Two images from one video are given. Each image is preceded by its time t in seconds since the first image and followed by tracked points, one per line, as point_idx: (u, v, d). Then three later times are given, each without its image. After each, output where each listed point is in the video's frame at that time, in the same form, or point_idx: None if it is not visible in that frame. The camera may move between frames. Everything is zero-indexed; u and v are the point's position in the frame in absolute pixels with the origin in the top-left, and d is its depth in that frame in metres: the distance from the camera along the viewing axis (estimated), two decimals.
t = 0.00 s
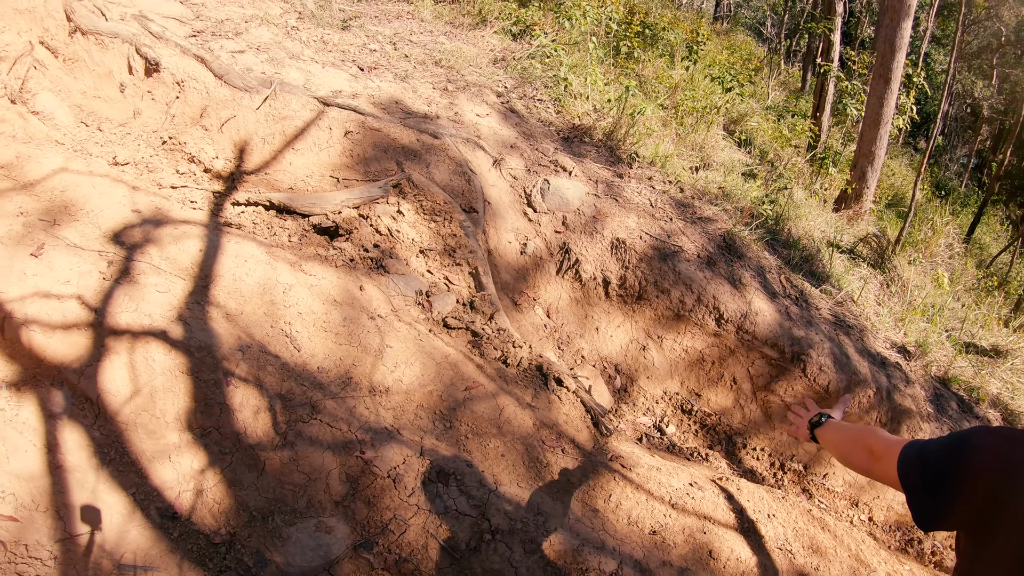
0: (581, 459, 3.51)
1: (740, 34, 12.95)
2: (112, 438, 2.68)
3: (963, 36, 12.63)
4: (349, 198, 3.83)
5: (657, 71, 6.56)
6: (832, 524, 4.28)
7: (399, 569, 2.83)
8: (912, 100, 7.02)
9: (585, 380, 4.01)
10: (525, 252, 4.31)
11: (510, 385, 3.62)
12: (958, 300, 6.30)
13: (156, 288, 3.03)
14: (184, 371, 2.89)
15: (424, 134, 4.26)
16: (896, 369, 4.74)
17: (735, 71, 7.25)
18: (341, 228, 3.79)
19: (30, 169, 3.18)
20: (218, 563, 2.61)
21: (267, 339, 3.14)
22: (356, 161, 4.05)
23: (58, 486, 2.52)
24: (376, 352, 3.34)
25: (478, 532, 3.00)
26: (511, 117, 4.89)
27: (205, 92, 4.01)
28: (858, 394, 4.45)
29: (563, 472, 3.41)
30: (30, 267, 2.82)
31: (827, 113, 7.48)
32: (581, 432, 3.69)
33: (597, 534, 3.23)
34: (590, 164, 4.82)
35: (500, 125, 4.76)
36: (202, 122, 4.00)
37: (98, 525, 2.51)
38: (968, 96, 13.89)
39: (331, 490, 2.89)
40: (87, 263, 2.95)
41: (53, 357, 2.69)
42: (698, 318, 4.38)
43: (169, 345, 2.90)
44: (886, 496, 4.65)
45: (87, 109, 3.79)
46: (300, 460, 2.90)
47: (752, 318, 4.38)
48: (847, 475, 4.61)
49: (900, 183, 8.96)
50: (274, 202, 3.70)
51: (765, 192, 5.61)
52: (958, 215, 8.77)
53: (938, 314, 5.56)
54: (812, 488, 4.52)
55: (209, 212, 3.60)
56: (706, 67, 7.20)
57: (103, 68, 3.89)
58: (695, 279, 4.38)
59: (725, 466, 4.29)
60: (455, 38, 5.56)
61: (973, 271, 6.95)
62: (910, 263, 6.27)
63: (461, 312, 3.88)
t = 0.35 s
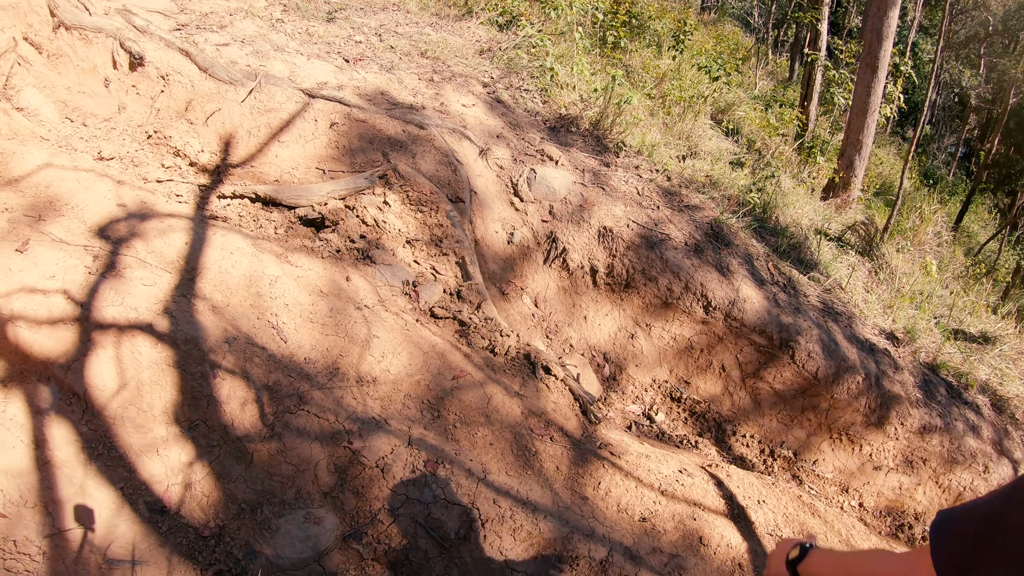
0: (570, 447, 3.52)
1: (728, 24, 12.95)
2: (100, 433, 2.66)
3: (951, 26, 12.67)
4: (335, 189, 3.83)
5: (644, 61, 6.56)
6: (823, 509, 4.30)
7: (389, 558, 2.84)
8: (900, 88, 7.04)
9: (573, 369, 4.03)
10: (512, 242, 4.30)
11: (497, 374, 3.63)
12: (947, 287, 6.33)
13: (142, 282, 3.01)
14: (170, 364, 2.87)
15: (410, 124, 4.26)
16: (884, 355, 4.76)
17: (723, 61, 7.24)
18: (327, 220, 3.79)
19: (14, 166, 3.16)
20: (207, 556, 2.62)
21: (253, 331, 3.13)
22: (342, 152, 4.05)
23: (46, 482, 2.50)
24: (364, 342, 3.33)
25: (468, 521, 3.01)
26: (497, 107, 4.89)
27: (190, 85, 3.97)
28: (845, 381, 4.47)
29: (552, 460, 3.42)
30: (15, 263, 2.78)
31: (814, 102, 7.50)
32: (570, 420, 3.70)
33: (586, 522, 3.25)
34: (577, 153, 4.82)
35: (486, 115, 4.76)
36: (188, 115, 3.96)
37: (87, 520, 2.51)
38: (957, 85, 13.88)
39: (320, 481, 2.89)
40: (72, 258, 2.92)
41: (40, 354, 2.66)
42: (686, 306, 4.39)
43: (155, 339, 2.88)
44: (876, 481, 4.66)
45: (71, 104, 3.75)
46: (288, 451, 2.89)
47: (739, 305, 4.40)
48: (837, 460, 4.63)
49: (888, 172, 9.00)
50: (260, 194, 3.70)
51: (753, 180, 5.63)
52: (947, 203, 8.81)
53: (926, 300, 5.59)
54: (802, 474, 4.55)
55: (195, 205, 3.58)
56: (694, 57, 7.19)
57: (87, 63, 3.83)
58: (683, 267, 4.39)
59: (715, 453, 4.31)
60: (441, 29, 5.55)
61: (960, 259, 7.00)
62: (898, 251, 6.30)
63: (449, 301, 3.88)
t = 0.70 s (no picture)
0: (564, 439, 3.53)
1: (719, 16, 12.93)
2: (93, 431, 2.65)
3: (942, 17, 12.69)
4: (326, 183, 3.82)
5: (635, 53, 6.55)
6: (817, 499, 4.33)
7: (384, 553, 2.84)
8: (891, 79, 7.06)
9: (567, 361, 4.03)
10: (504, 235, 4.30)
11: (491, 367, 3.63)
12: (938, 278, 6.36)
13: (134, 279, 2.98)
14: (163, 361, 2.85)
15: (401, 118, 4.25)
16: (877, 345, 4.78)
17: (715, 52, 7.23)
18: (318, 214, 3.77)
19: (3, 163, 3.13)
20: (202, 553, 2.62)
21: (246, 327, 3.12)
22: (333, 146, 4.03)
23: (40, 481, 2.49)
24: (357, 336, 3.33)
25: (463, 514, 3.02)
26: (488, 100, 4.87)
27: (180, 81, 3.95)
28: (838, 370, 4.49)
29: (547, 452, 3.42)
30: (5, 261, 2.76)
31: (806, 93, 7.52)
32: (564, 412, 3.70)
33: (582, 514, 3.25)
34: (568, 145, 4.81)
35: (477, 107, 4.75)
36: (177, 110, 3.93)
37: (81, 518, 2.50)
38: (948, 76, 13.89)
39: (314, 476, 2.88)
40: (63, 256, 2.89)
41: (32, 352, 2.64)
42: (679, 297, 4.39)
43: (147, 335, 2.86)
44: (869, 471, 4.69)
45: (60, 101, 3.70)
46: (282, 447, 2.89)
47: (732, 296, 4.41)
48: (830, 450, 4.65)
49: (880, 163, 9.03)
50: (250, 189, 3.68)
51: (745, 171, 5.64)
52: (938, 194, 8.85)
53: (918, 291, 5.62)
54: (796, 464, 4.57)
55: (186, 201, 3.56)
56: (685, 48, 7.18)
57: (76, 60, 3.79)
58: (675, 258, 4.40)
59: (709, 444, 4.33)
60: (431, 22, 5.52)
61: (952, 249, 7.03)
62: (890, 242, 6.32)
63: (442, 295, 3.88)
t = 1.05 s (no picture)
0: (562, 434, 3.53)
1: (714, 10, 12.92)
2: (89, 430, 2.64)
3: (937, 12, 12.71)
4: (321, 179, 3.80)
5: (630, 48, 6.55)
6: (814, 492, 4.34)
7: (383, 549, 2.84)
8: (886, 73, 7.07)
9: (564, 356, 4.03)
10: (500, 230, 4.29)
11: (488, 362, 3.63)
12: (934, 271, 6.38)
13: (129, 277, 2.97)
14: (159, 359, 2.84)
15: (396, 113, 4.24)
16: (873, 339, 4.79)
17: (710, 46, 7.23)
18: (313, 210, 3.76)
19: None
20: (201, 551, 2.61)
21: (242, 324, 3.11)
22: (328, 142, 4.02)
23: (36, 481, 2.48)
24: (353, 332, 3.32)
25: (461, 510, 3.02)
26: (483, 95, 4.87)
27: (174, 78, 3.93)
28: (835, 364, 4.49)
29: (544, 447, 3.42)
30: None
31: (800, 87, 7.52)
32: (561, 407, 3.71)
33: (580, 509, 3.25)
34: (564, 140, 4.81)
35: (472, 102, 4.74)
36: (172, 107, 3.92)
37: (79, 518, 2.49)
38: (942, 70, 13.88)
39: (312, 473, 2.88)
40: (57, 254, 2.87)
41: (28, 351, 2.62)
42: (676, 291, 4.40)
43: (143, 333, 2.85)
44: (866, 464, 4.70)
45: (54, 99, 3.68)
46: (280, 444, 2.88)
47: (729, 290, 4.41)
48: (827, 444, 4.66)
49: (875, 157, 9.05)
50: (245, 185, 3.67)
51: (740, 165, 5.64)
52: (933, 188, 8.86)
53: (913, 284, 5.63)
54: (793, 458, 4.58)
55: (181, 198, 3.55)
56: (679, 43, 7.18)
57: (69, 57, 3.78)
58: (671, 252, 4.40)
59: (706, 438, 4.33)
60: (425, 18, 5.51)
61: (947, 243, 7.05)
62: (886, 235, 6.33)
63: (438, 290, 3.87)
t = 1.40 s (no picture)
0: (567, 433, 3.52)
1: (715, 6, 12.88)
2: (93, 431, 2.63)
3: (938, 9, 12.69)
4: (324, 176, 3.78)
5: (632, 45, 6.54)
6: (817, 490, 4.34)
7: (389, 549, 2.83)
8: (887, 70, 7.05)
9: (568, 354, 4.02)
10: (504, 228, 4.28)
11: (493, 361, 3.62)
12: (936, 268, 6.38)
13: (132, 276, 2.95)
14: (162, 358, 2.82)
15: (398, 111, 4.22)
16: (876, 336, 4.79)
17: (712, 43, 7.21)
18: (317, 208, 3.74)
19: None
20: (206, 552, 2.60)
21: (246, 323, 3.09)
22: (331, 140, 4.00)
23: (40, 482, 2.46)
24: (357, 331, 3.30)
25: (467, 509, 3.01)
26: (485, 92, 4.85)
27: (175, 75, 3.90)
28: (838, 361, 4.49)
29: (549, 446, 3.41)
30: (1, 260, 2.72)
31: (802, 84, 7.51)
32: (566, 406, 3.69)
33: (586, 508, 3.25)
34: (567, 138, 4.79)
35: (475, 100, 4.72)
36: (173, 105, 3.89)
37: (83, 519, 2.47)
38: (943, 67, 13.87)
39: (317, 473, 2.86)
40: (59, 253, 2.85)
41: (30, 351, 2.61)
42: (679, 289, 4.38)
43: (146, 333, 2.83)
44: (869, 462, 4.70)
45: (55, 97, 3.66)
46: (284, 444, 2.87)
47: (732, 288, 4.40)
48: (830, 441, 4.66)
49: (876, 154, 9.05)
50: (248, 183, 3.65)
51: (742, 163, 5.63)
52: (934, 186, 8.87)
53: (915, 282, 5.63)
54: (796, 456, 4.58)
55: (183, 196, 3.53)
56: (681, 39, 7.16)
57: (70, 55, 3.75)
58: (675, 250, 4.38)
59: (710, 436, 4.33)
60: (427, 14, 5.48)
61: (948, 240, 7.05)
62: (888, 233, 6.33)
63: (442, 288, 3.86)
